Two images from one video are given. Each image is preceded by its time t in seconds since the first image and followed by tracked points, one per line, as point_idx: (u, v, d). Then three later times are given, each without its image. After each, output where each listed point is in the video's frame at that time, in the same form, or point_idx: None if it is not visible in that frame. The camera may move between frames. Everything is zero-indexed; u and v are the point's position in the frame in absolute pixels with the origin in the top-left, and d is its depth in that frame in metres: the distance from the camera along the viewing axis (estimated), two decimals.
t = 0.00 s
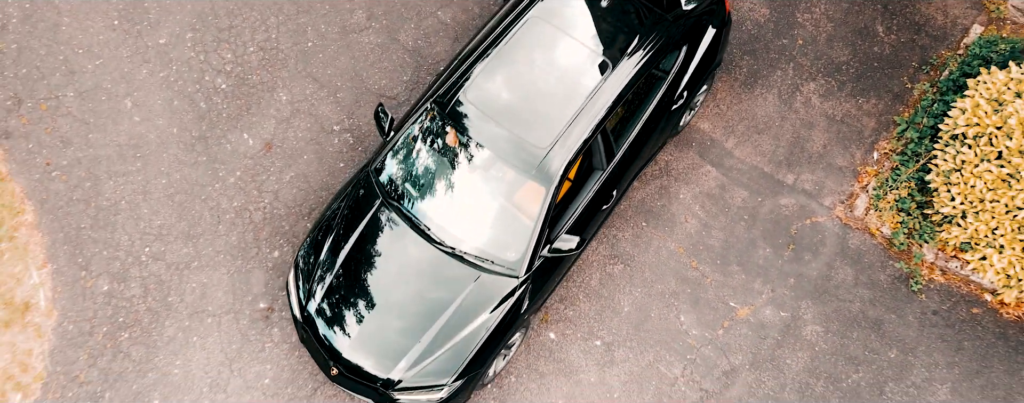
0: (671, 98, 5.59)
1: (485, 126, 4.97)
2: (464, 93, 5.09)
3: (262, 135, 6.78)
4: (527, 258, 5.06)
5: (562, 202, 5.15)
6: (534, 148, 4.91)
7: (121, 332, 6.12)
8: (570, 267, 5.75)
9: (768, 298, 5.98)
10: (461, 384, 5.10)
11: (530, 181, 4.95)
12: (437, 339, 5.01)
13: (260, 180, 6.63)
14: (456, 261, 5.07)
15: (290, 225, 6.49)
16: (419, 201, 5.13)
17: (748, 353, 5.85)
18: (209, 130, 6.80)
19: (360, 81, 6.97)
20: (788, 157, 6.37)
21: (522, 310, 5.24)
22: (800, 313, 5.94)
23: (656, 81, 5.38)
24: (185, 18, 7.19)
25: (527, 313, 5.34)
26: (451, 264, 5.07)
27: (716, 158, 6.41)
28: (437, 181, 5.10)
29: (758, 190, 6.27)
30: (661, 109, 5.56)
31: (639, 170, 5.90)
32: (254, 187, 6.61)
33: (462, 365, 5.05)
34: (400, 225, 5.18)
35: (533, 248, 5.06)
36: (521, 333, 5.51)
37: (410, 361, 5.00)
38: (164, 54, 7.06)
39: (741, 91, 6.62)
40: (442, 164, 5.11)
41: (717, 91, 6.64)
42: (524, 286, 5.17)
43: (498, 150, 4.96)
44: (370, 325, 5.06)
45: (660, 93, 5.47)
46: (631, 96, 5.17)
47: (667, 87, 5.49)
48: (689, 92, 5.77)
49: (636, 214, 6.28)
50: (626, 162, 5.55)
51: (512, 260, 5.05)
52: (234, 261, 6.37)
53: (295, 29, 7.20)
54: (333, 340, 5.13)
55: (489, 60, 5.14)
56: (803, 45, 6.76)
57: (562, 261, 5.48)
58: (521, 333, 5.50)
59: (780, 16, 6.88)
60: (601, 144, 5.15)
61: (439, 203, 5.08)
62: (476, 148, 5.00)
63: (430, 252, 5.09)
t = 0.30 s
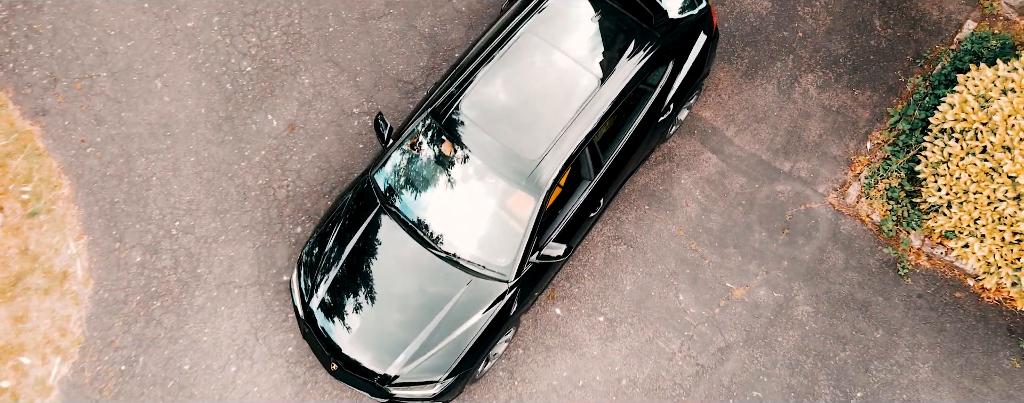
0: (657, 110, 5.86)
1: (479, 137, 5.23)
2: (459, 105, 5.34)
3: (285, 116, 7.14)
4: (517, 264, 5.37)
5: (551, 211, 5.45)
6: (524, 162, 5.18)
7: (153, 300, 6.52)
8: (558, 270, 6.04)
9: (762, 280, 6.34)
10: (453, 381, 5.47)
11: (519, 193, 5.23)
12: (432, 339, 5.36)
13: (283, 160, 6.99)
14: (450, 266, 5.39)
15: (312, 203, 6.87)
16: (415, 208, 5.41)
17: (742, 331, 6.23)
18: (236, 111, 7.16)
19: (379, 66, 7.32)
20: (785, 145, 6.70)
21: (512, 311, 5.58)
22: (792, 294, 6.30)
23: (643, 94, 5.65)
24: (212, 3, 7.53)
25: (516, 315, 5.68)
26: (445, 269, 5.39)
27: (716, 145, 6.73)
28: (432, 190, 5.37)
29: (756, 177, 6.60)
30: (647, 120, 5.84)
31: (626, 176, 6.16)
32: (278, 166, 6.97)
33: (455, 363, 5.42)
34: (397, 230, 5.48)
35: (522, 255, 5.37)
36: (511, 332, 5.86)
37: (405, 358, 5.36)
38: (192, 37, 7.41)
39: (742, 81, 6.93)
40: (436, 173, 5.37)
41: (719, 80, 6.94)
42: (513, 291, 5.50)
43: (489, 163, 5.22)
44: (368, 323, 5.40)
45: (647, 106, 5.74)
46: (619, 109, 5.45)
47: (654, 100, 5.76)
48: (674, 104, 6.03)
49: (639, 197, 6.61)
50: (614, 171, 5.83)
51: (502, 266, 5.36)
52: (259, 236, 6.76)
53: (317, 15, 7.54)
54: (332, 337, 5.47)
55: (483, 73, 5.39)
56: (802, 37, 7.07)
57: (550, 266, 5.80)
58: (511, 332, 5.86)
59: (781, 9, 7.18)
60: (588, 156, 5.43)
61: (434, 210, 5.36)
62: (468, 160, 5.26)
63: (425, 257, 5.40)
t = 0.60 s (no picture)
0: (657, 127, 6.05)
1: (484, 151, 5.46)
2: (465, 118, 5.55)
3: (317, 98, 7.43)
4: (517, 274, 5.64)
5: (551, 223, 5.70)
6: (527, 176, 5.44)
7: (190, 271, 6.87)
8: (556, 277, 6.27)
9: (772, 268, 6.61)
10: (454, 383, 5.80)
11: (521, 206, 5.49)
12: (434, 343, 5.68)
13: (315, 140, 7.29)
14: (453, 274, 5.67)
15: (342, 182, 7.18)
16: (421, 218, 5.65)
17: (751, 316, 6.53)
18: (270, 91, 7.44)
19: (408, 51, 7.59)
20: (799, 139, 6.95)
21: (511, 318, 5.87)
22: (800, 283, 6.58)
23: (644, 113, 5.84)
24: None
25: (515, 321, 5.97)
26: (448, 278, 5.67)
27: (733, 136, 6.97)
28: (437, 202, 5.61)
29: (769, 168, 6.85)
30: (648, 137, 6.03)
31: (626, 187, 6.34)
32: (310, 146, 7.27)
33: (456, 365, 5.74)
34: (403, 238, 5.74)
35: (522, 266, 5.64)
36: (512, 335, 6.15)
37: (409, 361, 5.69)
38: (227, 18, 7.64)
39: (760, 75, 7.15)
40: (442, 185, 5.60)
41: (738, 73, 7.15)
42: (512, 299, 5.79)
43: (493, 177, 5.48)
44: (374, 326, 5.71)
45: (648, 123, 5.93)
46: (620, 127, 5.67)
47: (654, 118, 5.95)
48: (674, 120, 6.19)
49: (655, 185, 6.85)
50: (614, 184, 6.04)
51: (503, 275, 5.64)
52: (291, 213, 7.08)
53: None
54: (340, 338, 5.78)
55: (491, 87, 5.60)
56: (820, 33, 7.27)
57: (549, 275, 6.05)
58: (511, 335, 6.15)
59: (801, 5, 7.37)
60: (588, 173, 5.67)
61: (439, 220, 5.61)
62: (473, 174, 5.50)
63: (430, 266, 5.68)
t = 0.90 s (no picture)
0: (660, 148, 6.25)
1: (490, 167, 5.72)
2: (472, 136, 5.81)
3: (352, 84, 7.73)
4: (517, 287, 5.90)
5: (552, 239, 5.93)
6: (530, 195, 5.67)
7: (228, 246, 7.22)
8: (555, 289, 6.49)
9: (785, 264, 6.89)
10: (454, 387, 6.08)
11: (523, 224, 5.73)
12: (437, 348, 5.95)
13: (349, 124, 7.60)
14: (457, 284, 5.95)
15: (375, 165, 7.50)
16: (428, 229, 5.92)
17: (761, 309, 6.81)
18: (307, 75, 7.76)
19: (441, 41, 7.89)
20: (816, 141, 7.20)
21: (510, 328, 6.14)
22: (810, 279, 6.85)
23: (647, 136, 6.03)
24: None
25: (515, 331, 6.24)
26: (451, 288, 5.95)
27: (752, 135, 7.23)
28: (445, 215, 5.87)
29: (786, 168, 7.12)
30: (651, 157, 6.23)
31: (629, 203, 6.55)
32: (345, 130, 7.58)
33: (456, 370, 6.01)
34: (410, 247, 6.02)
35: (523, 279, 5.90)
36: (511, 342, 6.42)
37: (412, 365, 5.95)
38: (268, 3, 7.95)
39: (781, 78, 7.40)
40: (449, 199, 5.86)
41: (759, 75, 7.41)
42: (512, 311, 6.06)
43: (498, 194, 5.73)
44: (381, 329, 5.99)
45: (650, 145, 6.12)
46: (620, 150, 5.85)
47: (657, 139, 6.14)
48: (677, 143, 6.40)
49: (675, 181, 7.13)
50: (615, 203, 6.25)
51: (504, 288, 5.90)
52: (325, 194, 7.40)
53: None
54: (347, 339, 6.07)
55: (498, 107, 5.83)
56: (841, 38, 7.52)
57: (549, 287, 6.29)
58: (511, 343, 6.41)
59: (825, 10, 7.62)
60: (589, 193, 5.88)
61: (446, 232, 5.88)
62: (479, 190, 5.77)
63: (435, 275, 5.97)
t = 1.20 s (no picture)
0: (656, 171, 6.50)
1: (492, 181, 5.96)
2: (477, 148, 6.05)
3: (386, 68, 8.06)
4: (513, 297, 6.17)
5: (549, 253, 6.19)
6: (529, 210, 5.93)
7: (261, 218, 7.57)
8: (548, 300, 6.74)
9: (792, 263, 7.18)
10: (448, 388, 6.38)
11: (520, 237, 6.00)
12: (434, 350, 6.26)
13: (381, 107, 7.93)
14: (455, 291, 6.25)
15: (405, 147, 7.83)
16: (430, 236, 6.20)
17: (767, 305, 7.12)
18: (344, 58, 8.08)
19: (473, 31, 8.20)
20: (830, 146, 7.48)
21: (504, 335, 6.42)
22: (815, 280, 7.15)
23: (644, 158, 6.28)
24: None
25: (508, 338, 6.52)
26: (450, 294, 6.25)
27: (769, 138, 7.52)
28: (447, 224, 6.14)
29: (800, 171, 7.40)
30: (647, 179, 6.49)
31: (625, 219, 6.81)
32: (377, 112, 7.91)
33: (451, 372, 6.32)
34: (412, 254, 6.32)
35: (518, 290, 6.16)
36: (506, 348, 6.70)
37: (410, 365, 6.27)
38: None
39: (800, 83, 7.67)
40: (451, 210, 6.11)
41: (779, 80, 7.68)
42: (506, 319, 6.35)
43: (499, 207, 5.98)
44: (381, 330, 6.30)
45: (646, 167, 6.36)
46: (616, 172, 6.11)
47: (654, 162, 6.39)
48: (672, 166, 6.65)
49: (691, 179, 7.41)
50: (610, 221, 6.49)
51: (500, 297, 6.17)
52: (356, 173, 7.74)
53: None
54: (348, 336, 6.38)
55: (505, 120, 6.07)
56: (862, 47, 7.80)
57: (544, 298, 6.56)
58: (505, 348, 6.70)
59: (847, 19, 7.91)
60: (586, 211, 6.14)
61: (447, 241, 6.15)
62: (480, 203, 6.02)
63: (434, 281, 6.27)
